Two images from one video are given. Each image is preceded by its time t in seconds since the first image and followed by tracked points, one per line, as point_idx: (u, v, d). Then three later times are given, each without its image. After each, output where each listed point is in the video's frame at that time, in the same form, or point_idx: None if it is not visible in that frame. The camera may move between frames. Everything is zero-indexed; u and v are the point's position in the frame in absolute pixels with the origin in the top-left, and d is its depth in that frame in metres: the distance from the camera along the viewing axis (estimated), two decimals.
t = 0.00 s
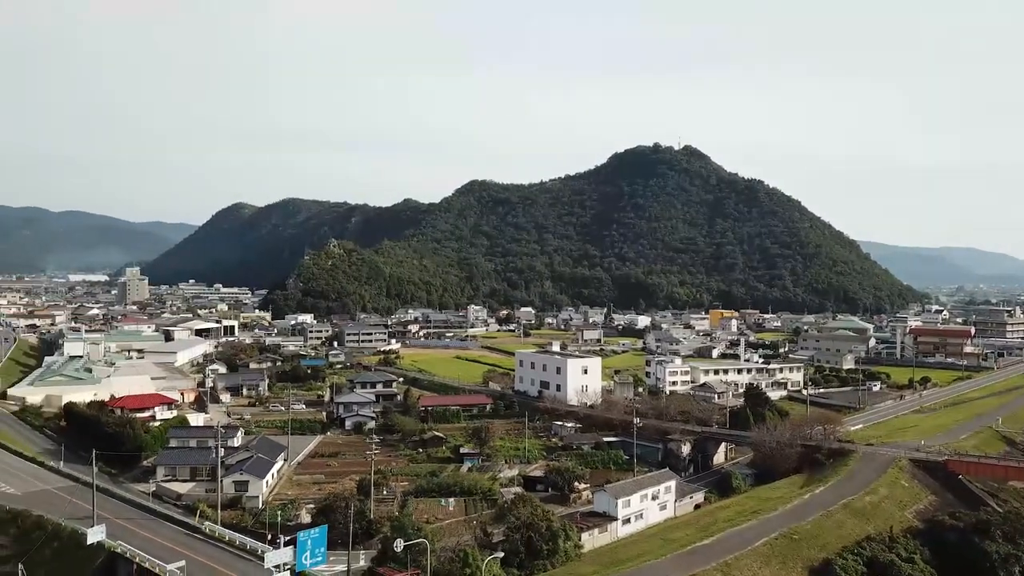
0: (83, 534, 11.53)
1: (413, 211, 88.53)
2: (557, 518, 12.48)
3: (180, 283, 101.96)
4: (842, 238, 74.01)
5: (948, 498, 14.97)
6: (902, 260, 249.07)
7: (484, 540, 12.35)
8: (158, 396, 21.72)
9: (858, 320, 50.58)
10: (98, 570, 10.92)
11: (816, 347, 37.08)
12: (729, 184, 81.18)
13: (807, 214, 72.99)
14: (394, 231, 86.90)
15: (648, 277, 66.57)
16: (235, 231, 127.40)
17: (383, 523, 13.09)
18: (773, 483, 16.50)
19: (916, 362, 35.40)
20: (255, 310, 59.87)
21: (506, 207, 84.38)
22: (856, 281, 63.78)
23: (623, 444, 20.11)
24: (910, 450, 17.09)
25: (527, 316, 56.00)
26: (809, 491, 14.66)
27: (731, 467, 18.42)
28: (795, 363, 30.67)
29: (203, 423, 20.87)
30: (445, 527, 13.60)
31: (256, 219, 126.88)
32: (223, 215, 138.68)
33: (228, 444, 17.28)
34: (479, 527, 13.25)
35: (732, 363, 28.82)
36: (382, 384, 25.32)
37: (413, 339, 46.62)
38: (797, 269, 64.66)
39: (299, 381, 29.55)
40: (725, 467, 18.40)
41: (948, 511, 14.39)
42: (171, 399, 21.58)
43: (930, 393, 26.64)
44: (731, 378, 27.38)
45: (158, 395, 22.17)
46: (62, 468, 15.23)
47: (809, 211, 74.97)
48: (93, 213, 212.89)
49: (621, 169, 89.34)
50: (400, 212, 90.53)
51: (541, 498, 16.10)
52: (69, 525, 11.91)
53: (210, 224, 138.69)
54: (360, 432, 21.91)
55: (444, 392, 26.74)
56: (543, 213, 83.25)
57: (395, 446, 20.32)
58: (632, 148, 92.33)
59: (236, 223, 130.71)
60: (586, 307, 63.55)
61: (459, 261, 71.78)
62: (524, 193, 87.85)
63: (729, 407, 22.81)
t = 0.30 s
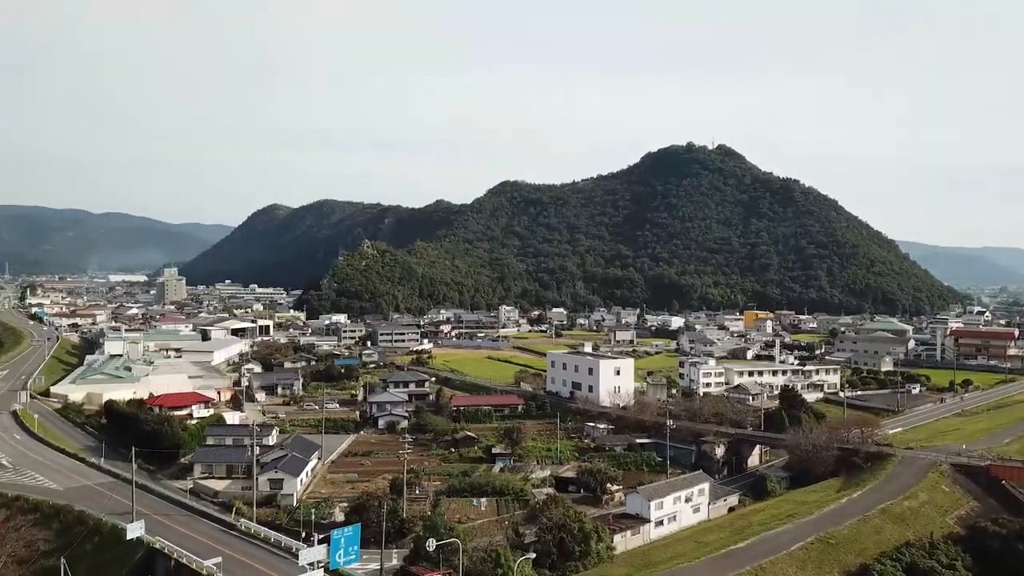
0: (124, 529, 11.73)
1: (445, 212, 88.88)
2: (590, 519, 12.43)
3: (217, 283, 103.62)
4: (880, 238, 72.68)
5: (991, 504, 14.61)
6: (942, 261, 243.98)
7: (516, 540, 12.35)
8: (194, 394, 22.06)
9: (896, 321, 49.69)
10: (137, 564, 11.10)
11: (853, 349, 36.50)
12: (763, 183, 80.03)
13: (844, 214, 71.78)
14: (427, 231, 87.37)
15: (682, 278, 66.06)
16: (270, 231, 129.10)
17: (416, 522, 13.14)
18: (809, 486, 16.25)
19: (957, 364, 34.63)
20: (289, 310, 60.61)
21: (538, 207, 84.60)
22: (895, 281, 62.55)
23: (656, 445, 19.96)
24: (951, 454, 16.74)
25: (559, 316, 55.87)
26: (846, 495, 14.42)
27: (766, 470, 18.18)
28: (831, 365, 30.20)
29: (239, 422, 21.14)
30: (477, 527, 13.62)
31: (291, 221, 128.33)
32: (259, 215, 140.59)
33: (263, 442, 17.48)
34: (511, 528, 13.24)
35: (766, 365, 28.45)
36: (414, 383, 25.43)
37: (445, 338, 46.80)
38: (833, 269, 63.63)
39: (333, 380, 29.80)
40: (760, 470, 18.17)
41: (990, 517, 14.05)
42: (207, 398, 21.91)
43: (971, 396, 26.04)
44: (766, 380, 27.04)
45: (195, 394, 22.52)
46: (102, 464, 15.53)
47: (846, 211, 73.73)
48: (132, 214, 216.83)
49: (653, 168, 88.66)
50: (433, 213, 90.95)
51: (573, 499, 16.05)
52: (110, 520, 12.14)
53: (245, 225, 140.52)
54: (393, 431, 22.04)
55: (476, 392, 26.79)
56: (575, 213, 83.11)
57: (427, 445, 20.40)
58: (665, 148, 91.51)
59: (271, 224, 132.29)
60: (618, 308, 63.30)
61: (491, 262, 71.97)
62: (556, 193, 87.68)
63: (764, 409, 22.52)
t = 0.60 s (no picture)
0: (162, 525, 11.93)
1: (478, 212, 89.09)
2: (622, 521, 12.35)
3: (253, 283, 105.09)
4: (920, 238, 71.16)
5: None
6: (985, 261, 238.45)
7: (548, 541, 12.33)
8: (230, 393, 22.39)
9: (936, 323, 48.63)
10: (175, 560, 11.30)
11: (892, 351, 35.84)
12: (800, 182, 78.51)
13: (883, 213, 70.38)
14: (460, 232, 87.74)
15: (716, 278, 65.43)
16: (305, 232, 130.57)
17: (448, 522, 13.18)
18: (846, 491, 15.99)
19: (1001, 367, 33.77)
20: (324, 310, 61.25)
21: (570, 207, 84.67)
22: (935, 281, 61.20)
23: (690, 446, 19.79)
24: (993, 459, 16.34)
25: (591, 317, 55.64)
26: (883, 499, 14.16)
27: (802, 473, 17.92)
28: (869, 367, 29.68)
29: (274, 420, 21.40)
30: (509, 527, 13.63)
31: (326, 221, 129.63)
32: (294, 216, 142.24)
33: (298, 441, 17.67)
34: (542, 528, 13.22)
35: (803, 367, 28.05)
36: (447, 383, 25.51)
37: (477, 338, 46.92)
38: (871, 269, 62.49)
39: (366, 380, 30.02)
40: (796, 473, 17.92)
41: None
42: (243, 397, 22.23)
43: (1015, 400, 25.38)
44: (802, 382, 26.65)
45: (231, 392, 22.86)
46: (141, 461, 15.83)
47: (885, 210, 72.30)
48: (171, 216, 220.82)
49: (687, 167, 87.79)
50: (465, 213, 91.24)
51: (606, 501, 15.98)
52: (149, 516, 12.35)
53: (281, 226, 142.18)
54: (425, 431, 22.13)
55: (508, 392, 26.81)
56: (608, 213, 82.82)
57: (460, 445, 20.45)
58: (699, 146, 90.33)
59: (306, 225, 133.70)
60: (651, 309, 62.91)
61: (524, 263, 72.05)
62: (588, 194, 87.36)
63: (800, 411, 22.21)
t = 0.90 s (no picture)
0: (199, 521, 12.12)
1: (510, 212, 89.19)
2: (655, 523, 12.27)
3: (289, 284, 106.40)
4: (962, 237, 69.58)
5: None
6: None
7: (580, 543, 12.29)
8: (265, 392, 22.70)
9: (979, 324, 47.51)
10: (211, 556, 11.47)
11: (932, 353, 35.14)
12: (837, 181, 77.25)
13: (923, 212, 68.96)
14: (492, 232, 87.92)
15: (751, 279, 64.70)
16: (339, 233, 131.86)
17: (480, 522, 13.20)
18: (884, 495, 15.71)
19: None
20: (358, 310, 61.82)
21: (603, 207, 84.49)
22: (977, 282, 59.80)
23: (724, 449, 19.59)
24: None
25: (624, 318, 55.34)
26: (923, 504, 13.88)
27: (839, 477, 17.63)
28: (909, 369, 29.11)
29: (309, 419, 21.64)
30: (541, 528, 13.62)
31: (360, 222, 130.79)
32: (328, 217, 143.70)
33: (331, 440, 17.82)
34: (575, 530, 13.19)
35: (840, 368, 27.62)
36: (479, 383, 25.57)
37: (509, 339, 46.97)
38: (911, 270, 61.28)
39: (399, 380, 30.20)
40: (832, 477, 17.64)
41: None
42: (278, 396, 22.51)
43: None
44: (839, 385, 26.24)
45: (266, 391, 23.17)
46: (179, 458, 16.10)
47: (925, 210, 70.82)
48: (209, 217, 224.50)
49: (721, 167, 86.91)
50: (497, 213, 91.44)
51: (638, 503, 15.89)
52: (186, 513, 12.54)
53: (315, 227, 143.64)
54: (458, 431, 22.20)
55: (540, 393, 26.78)
56: (641, 213, 82.40)
57: (492, 445, 20.47)
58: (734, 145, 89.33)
59: (340, 226, 134.92)
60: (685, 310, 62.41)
61: (556, 264, 72.00)
62: (621, 194, 86.95)
63: (837, 414, 21.86)
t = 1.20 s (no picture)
0: (234, 518, 12.27)
1: (542, 213, 89.14)
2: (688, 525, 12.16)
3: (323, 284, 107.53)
4: (1005, 237, 67.91)
5: None
6: None
7: (613, 544, 12.22)
8: (299, 391, 22.96)
9: None
10: (247, 553, 11.61)
11: (974, 355, 34.36)
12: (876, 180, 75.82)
13: (964, 211, 67.43)
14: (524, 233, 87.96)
15: (786, 279, 63.89)
16: (372, 233, 132.87)
17: (512, 523, 13.20)
18: (924, 500, 15.42)
19: None
20: (391, 310, 62.27)
21: (635, 208, 84.18)
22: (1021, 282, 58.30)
23: (758, 452, 19.35)
24: None
25: (657, 319, 54.98)
26: (965, 510, 13.59)
27: (877, 481, 17.34)
28: (950, 371, 28.51)
29: (342, 419, 21.81)
30: (573, 530, 13.58)
31: (393, 223, 131.68)
32: (362, 218, 144.86)
33: (364, 439, 17.95)
34: (607, 532, 13.13)
35: (878, 370, 27.15)
36: (510, 384, 25.58)
37: (541, 339, 46.93)
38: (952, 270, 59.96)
39: (432, 380, 30.34)
40: (870, 481, 17.34)
41: None
42: (312, 395, 22.75)
43: None
44: (877, 387, 25.79)
45: (301, 390, 23.43)
46: (216, 456, 16.33)
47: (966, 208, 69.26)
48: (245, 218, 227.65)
49: (756, 166, 85.90)
50: (530, 214, 91.45)
51: (672, 505, 15.77)
52: (223, 510, 12.72)
53: (348, 228, 144.94)
54: (490, 431, 22.22)
55: (572, 394, 26.71)
56: (674, 213, 81.82)
57: (524, 446, 20.45)
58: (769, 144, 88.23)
59: (373, 227, 136.00)
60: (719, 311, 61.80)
61: (588, 265, 71.83)
62: (653, 194, 86.44)
63: (875, 417, 21.47)
